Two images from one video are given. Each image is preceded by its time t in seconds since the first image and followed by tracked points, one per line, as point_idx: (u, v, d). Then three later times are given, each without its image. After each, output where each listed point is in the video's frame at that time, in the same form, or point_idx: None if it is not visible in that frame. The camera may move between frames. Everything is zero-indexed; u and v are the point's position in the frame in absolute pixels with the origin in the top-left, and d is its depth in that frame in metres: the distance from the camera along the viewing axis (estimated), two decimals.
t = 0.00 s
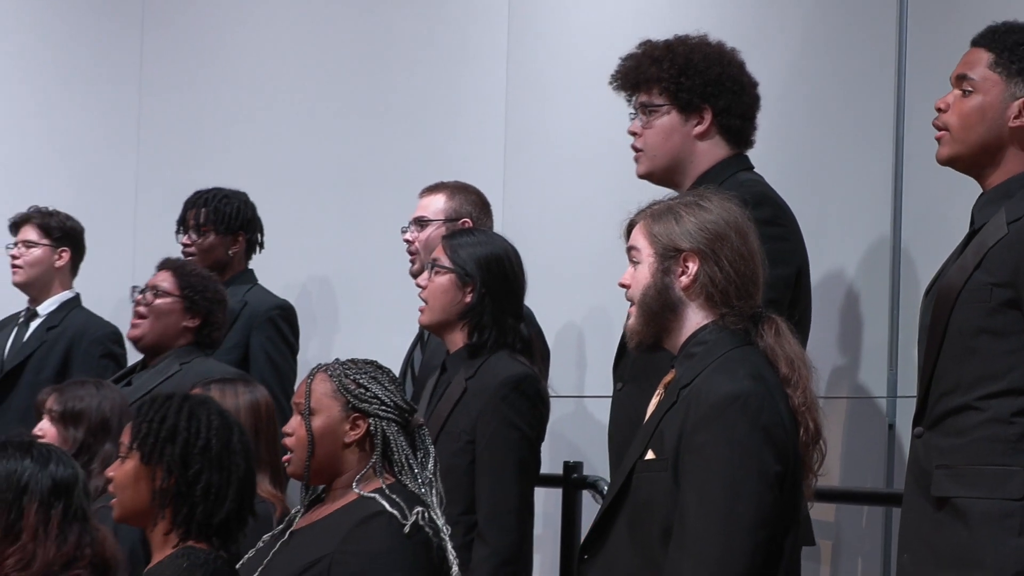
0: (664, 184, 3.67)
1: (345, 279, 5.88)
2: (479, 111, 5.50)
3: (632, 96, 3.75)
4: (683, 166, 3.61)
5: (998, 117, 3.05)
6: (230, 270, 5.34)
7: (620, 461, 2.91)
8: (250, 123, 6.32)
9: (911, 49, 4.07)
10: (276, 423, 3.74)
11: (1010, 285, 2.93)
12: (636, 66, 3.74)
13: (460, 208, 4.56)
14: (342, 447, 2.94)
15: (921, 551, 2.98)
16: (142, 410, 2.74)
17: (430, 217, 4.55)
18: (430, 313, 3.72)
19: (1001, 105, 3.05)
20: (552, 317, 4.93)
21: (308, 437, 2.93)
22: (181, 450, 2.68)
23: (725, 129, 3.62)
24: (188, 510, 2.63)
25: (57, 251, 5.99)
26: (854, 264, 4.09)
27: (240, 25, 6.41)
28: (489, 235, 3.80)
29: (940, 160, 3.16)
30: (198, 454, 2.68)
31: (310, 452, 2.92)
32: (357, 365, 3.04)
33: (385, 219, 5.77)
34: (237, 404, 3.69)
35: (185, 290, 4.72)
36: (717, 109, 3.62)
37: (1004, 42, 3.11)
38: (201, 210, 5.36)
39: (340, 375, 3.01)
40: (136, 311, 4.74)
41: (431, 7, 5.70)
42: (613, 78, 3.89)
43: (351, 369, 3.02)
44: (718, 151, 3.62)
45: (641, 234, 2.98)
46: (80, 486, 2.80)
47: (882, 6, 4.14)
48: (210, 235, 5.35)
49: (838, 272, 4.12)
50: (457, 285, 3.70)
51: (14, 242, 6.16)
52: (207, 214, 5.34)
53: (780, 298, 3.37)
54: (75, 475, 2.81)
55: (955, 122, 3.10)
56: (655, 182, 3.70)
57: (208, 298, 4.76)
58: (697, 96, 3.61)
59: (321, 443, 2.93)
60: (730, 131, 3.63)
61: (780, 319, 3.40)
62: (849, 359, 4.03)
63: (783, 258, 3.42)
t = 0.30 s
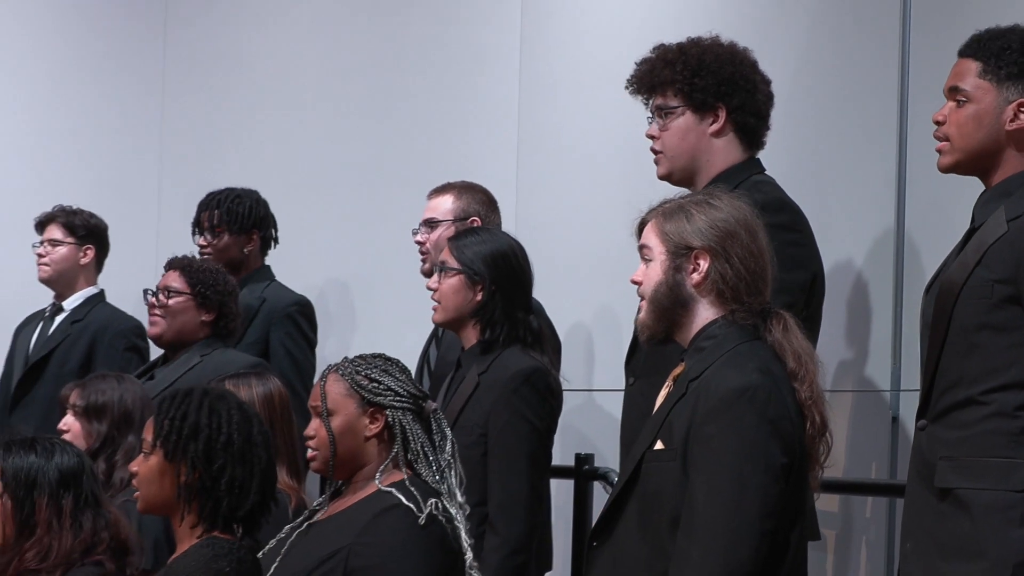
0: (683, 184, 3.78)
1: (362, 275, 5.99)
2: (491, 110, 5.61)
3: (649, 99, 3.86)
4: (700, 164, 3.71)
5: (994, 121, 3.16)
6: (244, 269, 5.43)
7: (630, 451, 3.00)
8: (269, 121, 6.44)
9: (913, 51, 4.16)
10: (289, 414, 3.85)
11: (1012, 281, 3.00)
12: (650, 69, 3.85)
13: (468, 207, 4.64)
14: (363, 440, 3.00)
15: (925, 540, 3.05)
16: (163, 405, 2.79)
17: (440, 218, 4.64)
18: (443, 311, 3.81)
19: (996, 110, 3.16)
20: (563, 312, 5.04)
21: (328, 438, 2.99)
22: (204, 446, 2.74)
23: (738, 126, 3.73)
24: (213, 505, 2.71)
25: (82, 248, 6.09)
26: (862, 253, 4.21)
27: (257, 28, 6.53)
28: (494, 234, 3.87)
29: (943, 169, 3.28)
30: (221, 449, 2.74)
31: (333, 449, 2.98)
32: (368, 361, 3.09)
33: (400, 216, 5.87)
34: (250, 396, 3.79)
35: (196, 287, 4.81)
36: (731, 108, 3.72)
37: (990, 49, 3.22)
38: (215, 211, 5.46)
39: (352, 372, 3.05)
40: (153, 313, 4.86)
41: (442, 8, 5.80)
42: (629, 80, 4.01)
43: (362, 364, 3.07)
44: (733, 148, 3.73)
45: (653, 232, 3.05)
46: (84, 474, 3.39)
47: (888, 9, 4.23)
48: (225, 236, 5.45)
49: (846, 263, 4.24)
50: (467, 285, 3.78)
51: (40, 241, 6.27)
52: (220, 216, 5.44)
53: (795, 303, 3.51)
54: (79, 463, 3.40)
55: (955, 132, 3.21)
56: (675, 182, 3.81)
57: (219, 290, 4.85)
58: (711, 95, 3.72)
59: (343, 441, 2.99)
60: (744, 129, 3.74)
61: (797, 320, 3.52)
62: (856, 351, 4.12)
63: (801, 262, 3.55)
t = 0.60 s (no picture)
0: (690, 182, 3.88)
1: (376, 269, 6.10)
2: (502, 108, 5.70)
3: (659, 98, 3.96)
4: (708, 163, 3.82)
5: (994, 120, 3.23)
6: (265, 267, 5.57)
7: (640, 441, 3.08)
8: (279, 118, 6.53)
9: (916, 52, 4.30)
10: (301, 408, 3.95)
11: (1011, 277, 3.08)
12: (661, 68, 3.95)
13: (485, 203, 4.73)
14: (377, 433, 3.08)
15: (926, 530, 3.13)
16: (173, 401, 2.85)
17: (458, 215, 4.73)
18: (460, 305, 3.89)
19: (996, 109, 3.23)
20: (576, 307, 5.18)
21: (344, 431, 3.07)
22: (214, 441, 2.80)
23: (746, 127, 3.83)
24: (224, 498, 2.78)
25: (104, 246, 6.19)
26: (866, 247, 4.33)
27: (269, 26, 6.61)
28: (513, 230, 3.97)
29: (943, 165, 3.35)
30: (232, 443, 2.82)
31: (349, 442, 3.06)
32: (382, 356, 3.17)
33: (414, 211, 5.99)
34: (264, 389, 3.90)
35: (209, 285, 4.92)
36: (740, 109, 3.82)
37: (991, 49, 3.29)
38: (234, 211, 5.57)
39: (366, 367, 3.13)
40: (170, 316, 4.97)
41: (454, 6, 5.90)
42: (641, 79, 4.10)
43: (376, 359, 3.16)
44: (741, 148, 3.83)
45: (662, 229, 3.13)
46: (103, 464, 3.52)
47: (891, 11, 4.36)
48: (245, 234, 5.56)
49: (851, 256, 4.36)
50: (485, 279, 3.87)
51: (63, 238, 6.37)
52: (240, 215, 5.55)
53: (803, 295, 3.59)
54: (99, 454, 3.52)
55: (955, 130, 3.28)
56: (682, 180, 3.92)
57: (232, 284, 4.96)
58: (721, 96, 3.82)
59: (358, 434, 3.07)
60: (752, 130, 3.83)
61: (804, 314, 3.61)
62: (860, 343, 4.28)
63: (807, 257, 3.64)
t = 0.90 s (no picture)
0: (698, 179, 3.97)
1: (390, 264, 6.20)
2: (513, 107, 5.80)
3: (669, 97, 4.05)
4: (717, 161, 3.91)
5: (992, 121, 3.33)
6: (285, 263, 5.69)
7: (650, 433, 3.17)
8: (293, 115, 6.62)
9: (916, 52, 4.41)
10: (316, 400, 4.05)
11: (1012, 273, 3.16)
12: (672, 68, 4.03)
13: (502, 202, 4.82)
14: (393, 424, 3.17)
15: (927, 519, 3.21)
16: (181, 396, 2.90)
17: (476, 213, 4.82)
18: (475, 299, 3.98)
19: (994, 110, 3.33)
20: (586, 302, 5.27)
21: (360, 422, 3.16)
22: (223, 434, 2.85)
23: (754, 127, 3.91)
24: (233, 489, 2.83)
25: (126, 243, 6.29)
26: (869, 242, 4.43)
27: (283, 25, 6.70)
28: (527, 227, 4.06)
29: (942, 163, 3.44)
30: (240, 436, 2.86)
31: (365, 433, 3.15)
32: (399, 349, 3.27)
33: (428, 207, 6.08)
34: (280, 381, 3.99)
35: (227, 282, 5.02)
36: (748, 108, 3.91)
37: (990, 52, 3.38)
38: (255, 209, 5.67)
39: (383, 360, 3.22)
40: (191, 314, 5.05)
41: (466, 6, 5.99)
42: (652, 79, 4.19)
43: (393, 352, 3.25)
44: (749, 147, 3.92)
45: (670, 226, 3.22)
46: (128, 454, 3.64)
47: (893, 13, 4.46)
48: (265, 231, 5.67)
49: (855, 251, 4.47)
50: (500, 274, 3.96)
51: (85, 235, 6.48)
52: (260, 212, 5.66)
53: (812, 290, 3.69)
54: (124, 445, 3.65)
55: (954, 129, 3.38)
56: (690, 177, 4.00)
57: (250, 282, 5.06)
58: (729, 96, 3.91)
59: (374, 425, 3.16)
60: (759, 130, 3.92)
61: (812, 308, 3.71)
62: (864, 335, 4.36)
63: (816, 254, 3.74)
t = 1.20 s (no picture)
0: (706, 177, 4.06)
1: (404, 259, 6.30)
2: (524, 107, 5.94)
3: (678, 96, 4.14)
4: (725, 161, 4.00)
5: (992, 118, 3.41)
6: (303, 259, 5.79)
7: (658, 426, 3.26)
8: (306, 113, 6.71)
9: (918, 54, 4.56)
10: (329, 393, 4.15)
11: (1010, 269, 3.24)
12: (681, 68, 4.12)
13: (516, 199, 4.92)
14: (405, 416, 3.26)
15: (926, 509, 3.29)
16: (202, 389, 3.01)
17: (490, 210, 4.92)
18: (486, 296, 4.07)
19: (995, 108, 3.41)
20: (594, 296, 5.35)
21: (373, 412, 3.25)
22: (241, 427, 2.95)
23: (761, 127, 4.00)
24: (249, 480, 2.92)
25: (147, 240, 6.39)
26: (872, 238, 4.56)
27: (297, 23, 6.78)
28: (537, 224, 4.15)
29: (942, 158, 3.53)
30: (258, 430, 2.96)
31: (378, 424, 3.25)
32: (413, 343, 3.36)
33: (442, 205, 6.20)
34: (293, 375, 4.09)
35: (246, 279, 5.12)
36: (755, 108, 3.99)
37: (994, 51, 3.47)
38: (274, 206, 5.79)
39: (398, 352, 3.32)
40: (211, 310, 5.17)
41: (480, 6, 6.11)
42: (661, 79, 4.27)
43: (408, 346, 3.34)
44: (756, 146, 4.00)
45: (676, 224, 3.30)
46: (152, 446, 3.76)
47: (893, 16, 4.61)
48: (284, 228, 5.78)
49: (858, 246, 4.59)
50: (510, 271, 4.05)
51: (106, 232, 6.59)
52: (279, 210, 5.77)
53: (818, 287, 3.78)
54: (148, 438, 3.76)
55: (954, 125, 3.47)
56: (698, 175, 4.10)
57: (268, 279, 5.16)
58: (737, 96, 3.99)
59: (387, 416, 3.26)
60: (766, 129, 4.00)
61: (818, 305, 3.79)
62: (867, 329, 4.50)
63: (824, 250, 3.83)
